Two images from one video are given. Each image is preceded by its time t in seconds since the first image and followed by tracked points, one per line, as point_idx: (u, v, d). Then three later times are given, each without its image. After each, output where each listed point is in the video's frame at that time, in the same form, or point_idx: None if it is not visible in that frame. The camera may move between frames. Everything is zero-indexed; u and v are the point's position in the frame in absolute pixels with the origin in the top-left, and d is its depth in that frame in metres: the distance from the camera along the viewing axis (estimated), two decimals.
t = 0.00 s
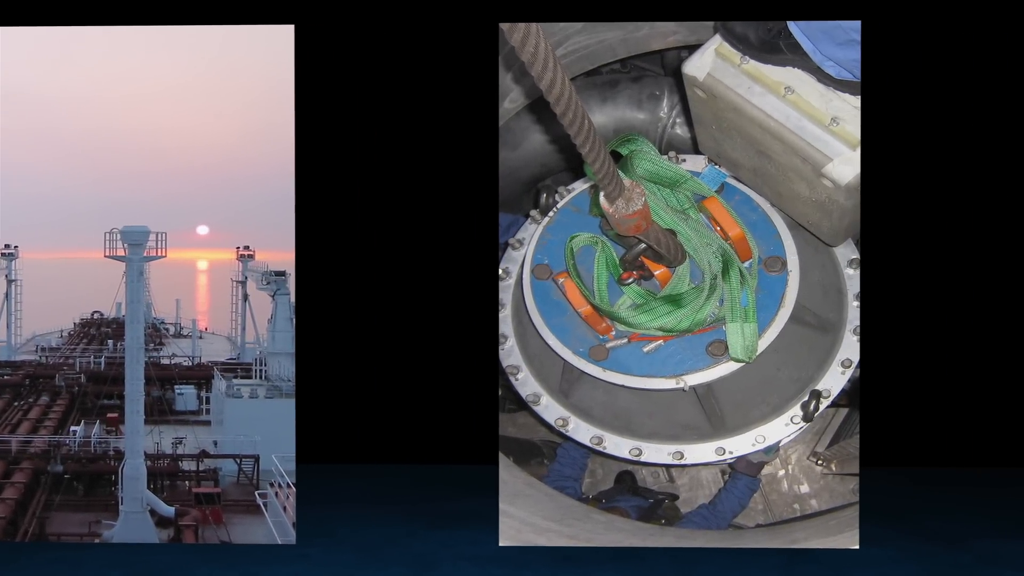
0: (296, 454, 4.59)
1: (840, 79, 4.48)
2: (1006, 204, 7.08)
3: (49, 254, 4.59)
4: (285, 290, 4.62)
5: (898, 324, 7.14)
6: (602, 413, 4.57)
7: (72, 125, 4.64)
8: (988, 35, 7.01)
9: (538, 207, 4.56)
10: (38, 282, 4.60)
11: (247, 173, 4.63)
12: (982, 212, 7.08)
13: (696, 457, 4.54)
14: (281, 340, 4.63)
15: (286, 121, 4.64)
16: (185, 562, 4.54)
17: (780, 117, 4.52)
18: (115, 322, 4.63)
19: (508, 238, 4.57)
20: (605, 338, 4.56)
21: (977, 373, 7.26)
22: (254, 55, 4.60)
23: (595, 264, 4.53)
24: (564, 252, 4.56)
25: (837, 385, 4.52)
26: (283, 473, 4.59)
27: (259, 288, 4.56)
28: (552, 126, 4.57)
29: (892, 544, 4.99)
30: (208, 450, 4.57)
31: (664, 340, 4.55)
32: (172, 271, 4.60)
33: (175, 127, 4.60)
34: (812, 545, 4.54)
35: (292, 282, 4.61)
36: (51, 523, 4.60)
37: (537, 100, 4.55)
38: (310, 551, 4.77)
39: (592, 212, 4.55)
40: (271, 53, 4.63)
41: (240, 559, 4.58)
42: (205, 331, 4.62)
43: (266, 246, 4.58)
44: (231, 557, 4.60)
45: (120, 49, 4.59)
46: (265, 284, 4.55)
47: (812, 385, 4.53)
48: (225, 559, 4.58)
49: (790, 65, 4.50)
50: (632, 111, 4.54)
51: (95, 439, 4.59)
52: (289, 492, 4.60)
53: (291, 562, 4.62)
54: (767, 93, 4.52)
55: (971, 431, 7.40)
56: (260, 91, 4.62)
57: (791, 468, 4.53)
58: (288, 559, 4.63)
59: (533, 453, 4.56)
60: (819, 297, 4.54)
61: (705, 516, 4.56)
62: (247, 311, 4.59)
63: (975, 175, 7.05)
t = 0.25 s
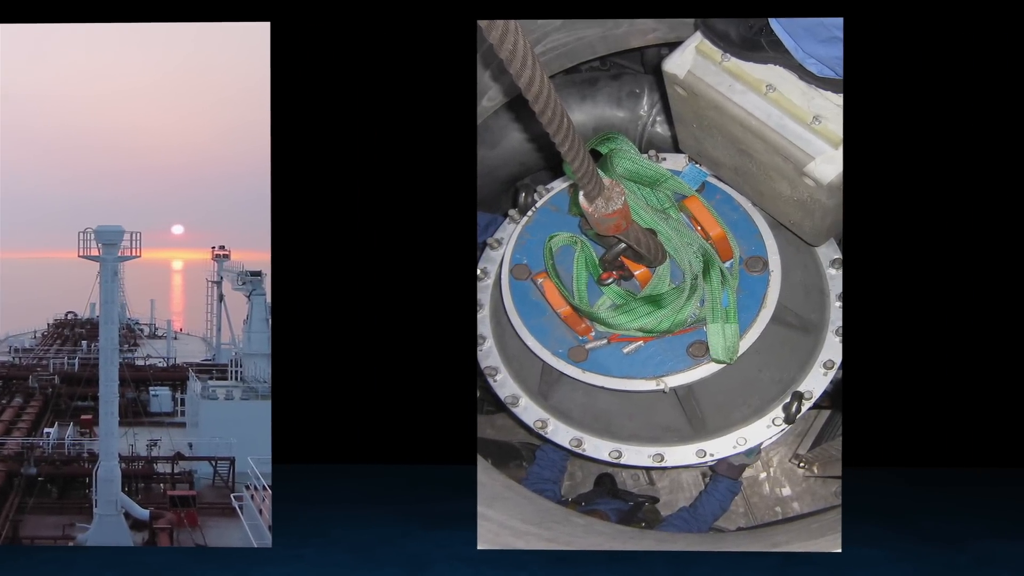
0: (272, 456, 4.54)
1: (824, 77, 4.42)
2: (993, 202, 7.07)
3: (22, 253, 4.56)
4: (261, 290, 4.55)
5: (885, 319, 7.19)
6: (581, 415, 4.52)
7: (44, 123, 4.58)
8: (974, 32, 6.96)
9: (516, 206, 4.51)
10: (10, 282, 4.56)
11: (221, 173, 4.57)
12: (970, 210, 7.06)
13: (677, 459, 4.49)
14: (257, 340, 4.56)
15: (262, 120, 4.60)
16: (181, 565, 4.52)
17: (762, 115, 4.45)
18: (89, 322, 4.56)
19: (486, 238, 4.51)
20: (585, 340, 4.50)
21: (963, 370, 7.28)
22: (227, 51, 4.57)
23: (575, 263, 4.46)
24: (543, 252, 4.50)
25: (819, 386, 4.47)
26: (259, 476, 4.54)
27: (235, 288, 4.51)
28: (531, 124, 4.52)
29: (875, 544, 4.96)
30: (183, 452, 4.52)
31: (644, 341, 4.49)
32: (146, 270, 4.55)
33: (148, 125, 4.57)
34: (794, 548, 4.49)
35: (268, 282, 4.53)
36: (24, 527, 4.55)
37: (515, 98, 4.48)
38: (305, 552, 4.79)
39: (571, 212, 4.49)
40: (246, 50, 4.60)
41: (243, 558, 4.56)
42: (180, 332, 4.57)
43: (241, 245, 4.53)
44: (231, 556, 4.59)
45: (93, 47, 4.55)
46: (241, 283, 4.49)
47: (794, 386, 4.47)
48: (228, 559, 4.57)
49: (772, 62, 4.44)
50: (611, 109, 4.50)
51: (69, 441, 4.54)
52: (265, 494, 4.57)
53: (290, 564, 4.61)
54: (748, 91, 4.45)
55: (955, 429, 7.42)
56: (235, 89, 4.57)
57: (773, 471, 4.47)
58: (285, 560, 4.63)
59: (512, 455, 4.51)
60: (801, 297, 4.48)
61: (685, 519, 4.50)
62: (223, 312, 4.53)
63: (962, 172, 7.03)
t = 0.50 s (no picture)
0: (251, 458, 4.53)
1: (807, 75, 4.37)
2: (990, 200, 6.82)
3: None
4: (239, 291, 4.60)
5: (880, 323, 6.95)
6: (563, 416, 4.48)
7: (20, 120, 4.52)
8: (971, 32, 6.64)
9: (497, 206, 4.48)
10: None
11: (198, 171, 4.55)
12: (967, 208, 6.82)
13: (660, 462, 4.45)
14: (235, 341, 4.58)
15: (239, 119, 4.57)
16: (182, 566, 4.41)
17: (745, 114, 4.41)
18: (66, 322, 4.49)
19: (467, 238, 4.48)
20: (567, 341, 4.46)
21: (957, 369, 7.08)
22: (205, 50, 4.54)
23: (557, 263, 4.41)
24: (524, 252, 4.46)
25: (803, 388, 4.43)
26: (238, 478, 4.53)
27: (213, 289, 4.50)
28: (512, 123, 4.48)
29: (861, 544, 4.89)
30: (161, 454, 4.47)
31: (626, 342, 4.45)
32: (124, 270, 4.48)
33: (125, 123, 4.52)
34: (778, 551, 4.44)
35: (246, 282, 4.54)
36: None
37: (496, 97, 4.45)
38: (300, 554, 4.65)
39: (552, 212, 4.45)
40: (224, 48, 4.57)
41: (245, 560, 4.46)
42: (158, 332, 4.52)
43: (219, 245, 4.52)
44: (234, 561, 4.45)
45: (69, 44, 4.49)
46: (219, 284, 4.49)
47: (778, 388, 4.43)
48: (231, 562, 4.43)
49: (756, 60, 4.39)
50: (594, 108, 4.47)
51: (46, 443, 4.44)
52: (243, 497, 4.53)
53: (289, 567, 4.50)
54: (732, 89, 4.41)
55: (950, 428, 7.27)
56: (212, 89, 4.53)
57: (757, 473, 4.42)
58: (284, 562, 4.51)
59: (493, 457, 4.45)
60: (785, 298, 4.43)
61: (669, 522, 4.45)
62: (201, 312, 4.52)
63: (960, 171, 6.79)
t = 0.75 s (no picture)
0: (227, 460, 4.45)
1: (788, 73, 4.28)
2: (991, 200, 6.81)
3: None
4: (215, 291, 4.49)
5: (879, 320, 6.94)
6: (542, 418, 4.45)
7: None
8: (970, 32, 6.60)
9: (476, 205, 4.44)
10: None
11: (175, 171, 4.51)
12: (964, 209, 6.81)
13: (640, 464, 4.41)
14: (212, 342, 4.50)
15: (215, 117, 4.50)
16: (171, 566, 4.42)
17: (726, 113, 4.34)
18: (40, 323, 4.43)
19: (445, 237, 4.43)
20: (546, 341, 4.41)
21: (958, 369, 7.15)
22: (182, 48, 4.48)
23: (536, 263, 4.35)
24: (503, 252, 4.40)
25: (784, 389, 4.38)
26: (213, 480, 4.44)
27: (189, 289, 4.41)
28: (490, 121, 4.47)
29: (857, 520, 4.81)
30: (136, 456, 4.45)
31: (606, 342, 4.40)
32: (98, 271, 4.43)
33: (101, 122, 4.48)
34: (759, 555, 4.37)
35: (222, 283, 4.47)
36: None
37: (474, 95, 4.39)
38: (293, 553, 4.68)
39: (531, 211, 4.40)
40: (201, 46, 4.51)
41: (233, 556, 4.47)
42: (132, 333, 4.48)
43: (195, 245, 4.46)
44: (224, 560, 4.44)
45: (43, 42, 4.43)
46: (195, 284, 4.41)
47: (759, 390, 4.38)
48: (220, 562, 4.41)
49: (736, 58, 4.33)
50: (573, 106, 4.47)
51: (20, 445, 4.41)
52: (219, 499, 4.44)
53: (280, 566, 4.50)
54: (712, 87, 4.35)
55: (948, 427, 7.36)
56: (189, 87, 4.49)
57: (737, 476, 4.35)
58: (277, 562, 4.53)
59: (471, 459, 4.41)
60: (766, 297, 4.41)
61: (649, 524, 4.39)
62: (176, 313, 4.44)
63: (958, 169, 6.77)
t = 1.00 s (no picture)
0: (206, 462, 4.44)
1: (771, 71, 4.24)
2: None
3: None
4: (194, 292, 4.46)
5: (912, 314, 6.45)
6: (523, 420, 4.40)
7: None
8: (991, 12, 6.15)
9: (456, 205, 4.40)
10: None
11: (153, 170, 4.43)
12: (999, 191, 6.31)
13: (622, 466, 4.37)
14: (190, 342, 4.48)
15: (191, 115, 4.43)
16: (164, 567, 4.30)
17: (709, 111, 4.32)
18: (17, 324, 4.41)
19: (425, 237, 4.37)
20: (527, 342, 4.37)
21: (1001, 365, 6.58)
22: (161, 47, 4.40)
23: (517, 263, 4.31)
24: (484, 252, 4.38)
25: (768, 390, 4.35)
26: (192, 482, 4.43)
27: (168, 289, 4.39)
28: (471, 120, 4.39)
29: (879, 522, 4.63)
30: (115, 458, 4.40)
31: (587, 343, 4.36)
32: (75, 271, 4.39)
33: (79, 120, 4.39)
34: (743, 557, 4.34)
35: (201, 283, 4.44)
36: None
37: (454, 93, 4.32)
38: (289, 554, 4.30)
39: (512, 211, 4.35)
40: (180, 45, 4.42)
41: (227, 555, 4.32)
42: (111, 334, 4.41)
43: (173, 244, 4.42)
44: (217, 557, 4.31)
45: (19, 39, 4.34)
46: (173, 285, 4.38)
47: (742, 390, 4.36)
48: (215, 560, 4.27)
49: (719, 56, 4.28)
50: (554, 105, 4.39)
51: None
52: (197, 501, 4.43)
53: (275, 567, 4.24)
54: (694, 86, 4.32)
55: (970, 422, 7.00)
56: (167, 85, 4.41)
57: (720, 477, 4.32)
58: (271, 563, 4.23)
59: (452, 461, 4.36)
60: (749, 298, 4.36)
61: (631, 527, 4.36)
62: (155, 314, 4.42)
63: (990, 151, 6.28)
